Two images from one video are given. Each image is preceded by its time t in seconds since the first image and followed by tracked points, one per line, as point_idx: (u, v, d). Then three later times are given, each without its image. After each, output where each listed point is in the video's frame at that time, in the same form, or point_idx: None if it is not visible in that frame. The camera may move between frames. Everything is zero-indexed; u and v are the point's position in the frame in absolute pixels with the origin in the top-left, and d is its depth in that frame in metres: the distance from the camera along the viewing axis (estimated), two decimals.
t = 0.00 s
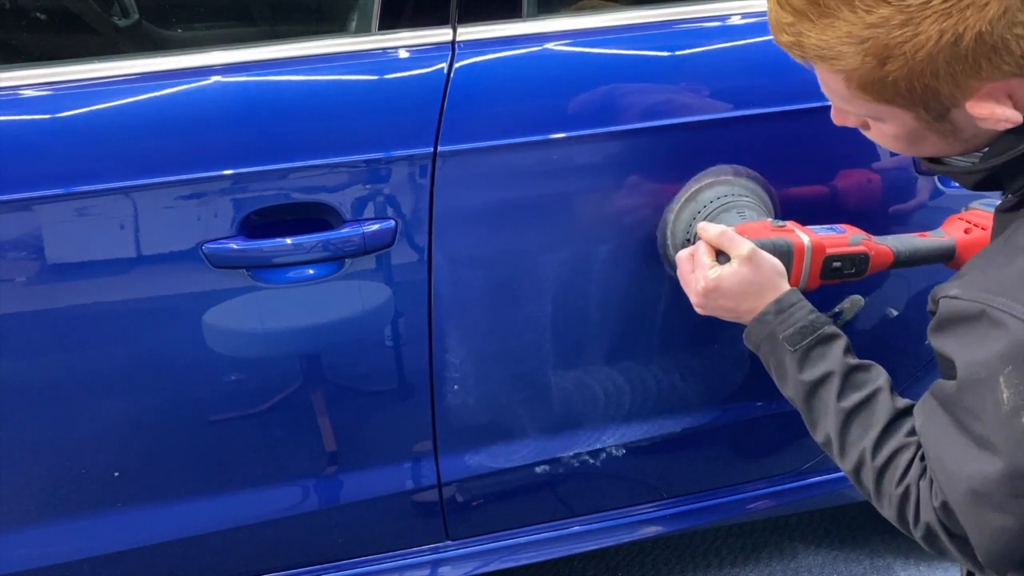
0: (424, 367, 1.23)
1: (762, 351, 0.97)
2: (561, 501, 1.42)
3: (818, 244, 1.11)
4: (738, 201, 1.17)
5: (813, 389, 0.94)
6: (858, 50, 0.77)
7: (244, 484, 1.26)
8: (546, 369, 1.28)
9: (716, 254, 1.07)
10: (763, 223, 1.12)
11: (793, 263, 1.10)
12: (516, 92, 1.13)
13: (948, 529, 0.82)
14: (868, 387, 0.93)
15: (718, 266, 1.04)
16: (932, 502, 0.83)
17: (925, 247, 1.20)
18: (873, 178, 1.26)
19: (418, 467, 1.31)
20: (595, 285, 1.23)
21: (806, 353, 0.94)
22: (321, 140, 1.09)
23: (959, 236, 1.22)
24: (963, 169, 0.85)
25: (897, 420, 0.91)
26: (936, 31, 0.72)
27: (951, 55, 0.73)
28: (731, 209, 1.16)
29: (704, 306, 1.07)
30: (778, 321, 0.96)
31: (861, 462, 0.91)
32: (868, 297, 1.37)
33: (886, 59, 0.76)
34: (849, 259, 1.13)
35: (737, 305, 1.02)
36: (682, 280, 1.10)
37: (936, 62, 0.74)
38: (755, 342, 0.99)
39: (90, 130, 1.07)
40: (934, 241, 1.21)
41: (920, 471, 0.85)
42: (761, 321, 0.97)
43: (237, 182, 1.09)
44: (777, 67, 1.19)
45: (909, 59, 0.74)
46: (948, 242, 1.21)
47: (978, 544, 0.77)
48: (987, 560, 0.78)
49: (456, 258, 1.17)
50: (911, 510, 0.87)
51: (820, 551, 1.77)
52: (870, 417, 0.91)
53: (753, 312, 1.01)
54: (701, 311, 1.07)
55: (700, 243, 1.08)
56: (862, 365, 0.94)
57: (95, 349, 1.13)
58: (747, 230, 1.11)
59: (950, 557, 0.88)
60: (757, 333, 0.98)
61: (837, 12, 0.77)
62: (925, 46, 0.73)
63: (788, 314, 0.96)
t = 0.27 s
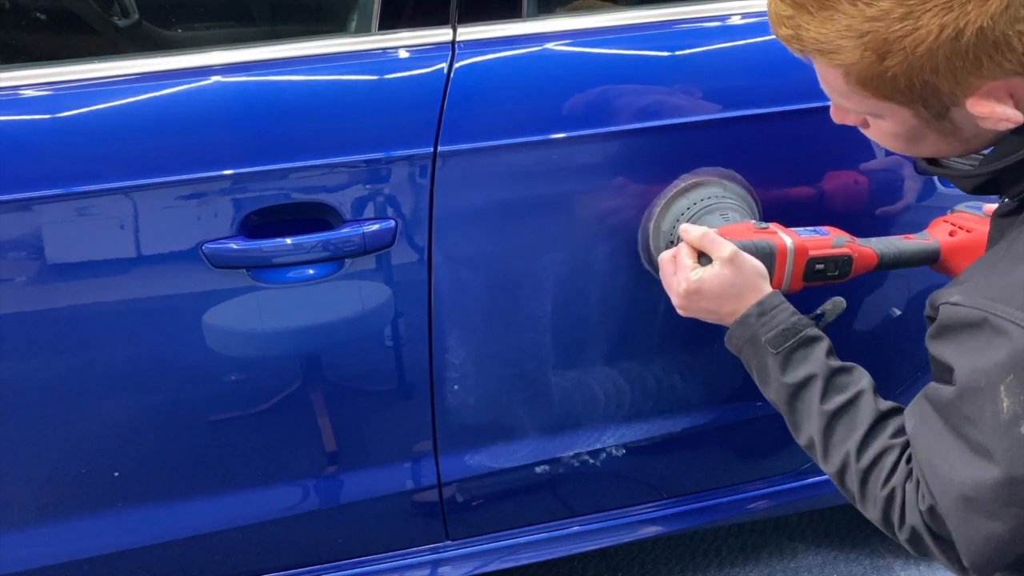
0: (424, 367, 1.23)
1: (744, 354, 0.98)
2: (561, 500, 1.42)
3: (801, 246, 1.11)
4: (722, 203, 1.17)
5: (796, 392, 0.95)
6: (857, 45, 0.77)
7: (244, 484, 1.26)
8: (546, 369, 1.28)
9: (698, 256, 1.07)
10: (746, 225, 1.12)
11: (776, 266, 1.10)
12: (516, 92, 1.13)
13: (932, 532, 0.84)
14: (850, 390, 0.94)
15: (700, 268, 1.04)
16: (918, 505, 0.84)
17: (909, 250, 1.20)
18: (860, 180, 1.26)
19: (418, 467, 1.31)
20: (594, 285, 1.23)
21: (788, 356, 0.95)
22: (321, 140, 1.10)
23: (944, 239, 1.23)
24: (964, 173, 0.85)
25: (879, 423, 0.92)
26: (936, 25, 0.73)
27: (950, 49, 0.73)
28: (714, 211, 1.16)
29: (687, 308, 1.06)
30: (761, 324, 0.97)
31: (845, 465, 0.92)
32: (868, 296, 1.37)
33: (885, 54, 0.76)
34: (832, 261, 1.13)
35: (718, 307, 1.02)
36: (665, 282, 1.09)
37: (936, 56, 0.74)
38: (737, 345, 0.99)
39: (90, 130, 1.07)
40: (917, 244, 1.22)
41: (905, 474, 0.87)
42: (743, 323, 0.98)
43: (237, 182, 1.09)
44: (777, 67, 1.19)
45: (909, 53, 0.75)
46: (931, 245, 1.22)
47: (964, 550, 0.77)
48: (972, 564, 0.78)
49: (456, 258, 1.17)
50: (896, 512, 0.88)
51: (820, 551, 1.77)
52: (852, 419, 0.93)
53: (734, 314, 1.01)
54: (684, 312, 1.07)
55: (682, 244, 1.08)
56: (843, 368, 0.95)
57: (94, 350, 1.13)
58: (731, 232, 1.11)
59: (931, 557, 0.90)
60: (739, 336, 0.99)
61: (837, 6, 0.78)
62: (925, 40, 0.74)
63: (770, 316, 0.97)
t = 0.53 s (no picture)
0: (424, 367, 1.23)
1: (728, 353, 0.98)
2: (561, 500, 1.42)
3: (788, 247, 1.11)
4: (711, 201, 1.17)
5: (779, 393, 0.95)
6: (880, 36, 0.76)
7: (244, 484, 1.26)
8: (546, 369, 1.28)
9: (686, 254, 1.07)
10: (734, 224, 1.13)
11: (763, 266, 1.10)
12: (516, 92, 1.13)
13: (912, 539, 0.85)
14: (834, 393, 0.94)
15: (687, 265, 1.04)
16: (899, 512, 0.85)
17: (894, 254, 1.21)
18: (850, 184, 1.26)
19: (418, 467, 1.31)
20: (594, 286, 1.23)
21: (773, 357, 0.95)
22: (321, 141, 1.10)
23: (932, 244, 1.22)
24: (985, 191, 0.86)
25: (861, 428, 0.93)
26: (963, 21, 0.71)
27: (976, 47, 0.72)
28: (703, 209, 1.15)
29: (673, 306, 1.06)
30: (746, 324, 0.97)
31: (826, 469, 0.92)
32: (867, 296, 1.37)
33: (909, 46, 0.75)
34: (819, 263, 1.13)
35: (704, 305, 1.02)
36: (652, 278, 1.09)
37: (960, 55, 0.73)
38: (721, 343, 0.99)
39: (90, 130, 1.07)
40: (904, 248, 1.22)
41: (887, 480, 0.88)
42: (729, 323, 0.98)
43: (237, 182, 1.09)
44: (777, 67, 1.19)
45: (933, 49, 0.73)
46: (919, 250, 1.21)
47: (948, 561, 0.78)
48: None
49: (456, 258, 1.17)
50: (875, 518, 0.89)
51: (820, 551, 1.77)
52: (835, 423, 0.93)
53: (719, 312, 1.01)
54: (671, 310, 1.07)
55: (669, 241, 1.08)
56: (828, 372, 0.96)
57: (94, 350, 1.13)
58: (718, 231, 1.11)
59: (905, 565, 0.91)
60: (723, 335, 0.99)
61: None
62: (950, 37, 0.72)
63: (756, 317, 0.97)
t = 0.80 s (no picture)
0: (424, 367, 1.23)
1: (716, 356, 0.98)
2: (561, 500, 1.42)
3: (783, 253, 1.11)
4: (708, 203, 1.16)
5: (764, 401, 0.95)
6: (919, 34, 0.75)
7: (244, 484, 1.26)
8: (546, 369, 1.28)
9: (680, 253, 1.06)
10: (729, 227, 1.11)
11: (757, 270, 1.09)
12: (515, 93, 1.13)
13: (884, 555, 0.87)
14: (819, 404, 0.94)
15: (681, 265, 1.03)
16: (878, 529, 0.87)
17: (887, 267, 1.22)
18: (843, 196, 1.26)
19: (418, 467, 1.31)
20: (594, 286, 1.23)
21: (760, 364, 0.95)
22: (321, 140, 1.09)
23: (924, 259, 1.25)
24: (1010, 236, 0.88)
25: (843, 440, 0.93)
26: (1003, 29, 0.70)
27: (1012, 58, 0.70)
28: (697, 211, 1.14)
29: (663, 305, 1.06)
30: (738, 328, 0.96)
31: (806, 478, 0.93)
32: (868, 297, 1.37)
33: (947, 48, 0.74)
34: (812, 270, 1.13)
35: (694, 307, 1.01)
36: (645, 276, 1.09)
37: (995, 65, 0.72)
38: (710, 346, 0.99)
39: (90, 130, 1.07)
40: (896, 262, 1.24)
41: (868, 495, 0.90)
42: (720, 326, 0.98)
43: (237, 182, 1.09)
44: (778, 67, 1.19)
45: (970, 54, 0.72)
46: (909, 265, 1.24)
47: None
48: None
49: (456, 258, 1.17)
50: (851, 531, 0.90)
51: (820, 551, 1.77)
52: (818, 434, 0.93)
53: (710, 315, 1.00)
54: (661, 310, 1.07)
55: (665, 241, 1.07)
56: (814, 382, 0.96)
57: (94, 350, 1.13)
58: (712, 232, 1.10)
59: None
60: (713, 338, 0.98)
61: None
62: (987, 44, 0.71)
63: (747, 322, 0.96)
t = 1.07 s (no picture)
0: (424, 367, 1.23)
1: (710, 364, 0.98)
2: (562, 500, 1.42)
3: (781, 265, 1.11)
4: (710, 209, 1.16)
5: (757, 410, 0.95)
6: (990, 33, 0.77)
7: (244, 484, 1.26)
8: (546, 369, 1.28)
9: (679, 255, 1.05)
10: (731, 235, 1.11)
11: (754, 279, 1.09)
12: (516, 93, 1.13)
13: (871, 570, 0.88)
14: (811, 416, 0.95)
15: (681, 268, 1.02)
16: (867, 542, 0.87)
17: (881, 288, 1.22)
18: (838, 217, 1.28)
19: (419, 467, 1.31)
20: (594, 286, 1.23)
21: (754, 373, 0.96)
22: (321, 140, 1.09)
23: (913, 284, 1.24)
24: None
25: (834, 454, 0.94)
26: None
27: None
28: (699, 217, 1.14)
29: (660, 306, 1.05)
30: (734, 336, 0.97)
31: (795, 489, 0.93)
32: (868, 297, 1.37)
33: (1014, 52, 0.75)
34: (808, 285, 1.13)
35: (693, 310, 1.01)
36: (643, 276, 1.07)
37: None
38: (704, 353, 0.99)
39: (90, 130, 1.07)
40: (889, 284, 1.23)
41: (857, 509, 0.90)
42: (717, 333, 0.98)
43: (238, 182, 1.09)
44: (778, 67, 1.19)
45: None
46: (904, 288, 1.23)
47: None
48: None
49: (456, 259, 1.17)
50: (838, 544, 0.91)
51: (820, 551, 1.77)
52: (809, 446, 0.94)
53: (709, 319, 1.00)
54: (657, 311, 1.06)
55: (666, 243, 1.06)
56: (806, 395, 0.96)
57: (93, 350, 1.13)
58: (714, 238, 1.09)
59: None
60: (709, 345, 0.98)
61: None
62: None
63: (744, 331, 0.97)
